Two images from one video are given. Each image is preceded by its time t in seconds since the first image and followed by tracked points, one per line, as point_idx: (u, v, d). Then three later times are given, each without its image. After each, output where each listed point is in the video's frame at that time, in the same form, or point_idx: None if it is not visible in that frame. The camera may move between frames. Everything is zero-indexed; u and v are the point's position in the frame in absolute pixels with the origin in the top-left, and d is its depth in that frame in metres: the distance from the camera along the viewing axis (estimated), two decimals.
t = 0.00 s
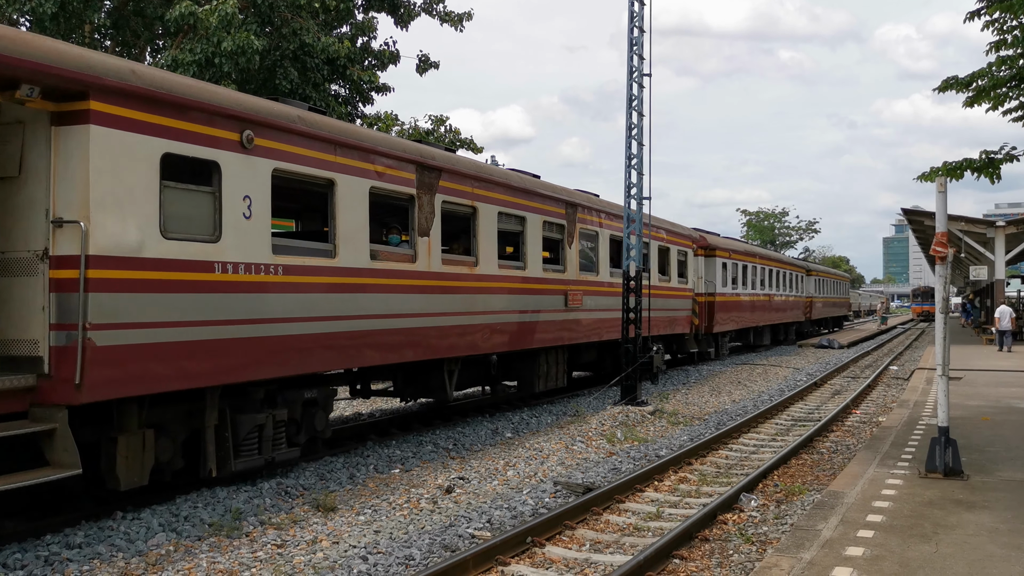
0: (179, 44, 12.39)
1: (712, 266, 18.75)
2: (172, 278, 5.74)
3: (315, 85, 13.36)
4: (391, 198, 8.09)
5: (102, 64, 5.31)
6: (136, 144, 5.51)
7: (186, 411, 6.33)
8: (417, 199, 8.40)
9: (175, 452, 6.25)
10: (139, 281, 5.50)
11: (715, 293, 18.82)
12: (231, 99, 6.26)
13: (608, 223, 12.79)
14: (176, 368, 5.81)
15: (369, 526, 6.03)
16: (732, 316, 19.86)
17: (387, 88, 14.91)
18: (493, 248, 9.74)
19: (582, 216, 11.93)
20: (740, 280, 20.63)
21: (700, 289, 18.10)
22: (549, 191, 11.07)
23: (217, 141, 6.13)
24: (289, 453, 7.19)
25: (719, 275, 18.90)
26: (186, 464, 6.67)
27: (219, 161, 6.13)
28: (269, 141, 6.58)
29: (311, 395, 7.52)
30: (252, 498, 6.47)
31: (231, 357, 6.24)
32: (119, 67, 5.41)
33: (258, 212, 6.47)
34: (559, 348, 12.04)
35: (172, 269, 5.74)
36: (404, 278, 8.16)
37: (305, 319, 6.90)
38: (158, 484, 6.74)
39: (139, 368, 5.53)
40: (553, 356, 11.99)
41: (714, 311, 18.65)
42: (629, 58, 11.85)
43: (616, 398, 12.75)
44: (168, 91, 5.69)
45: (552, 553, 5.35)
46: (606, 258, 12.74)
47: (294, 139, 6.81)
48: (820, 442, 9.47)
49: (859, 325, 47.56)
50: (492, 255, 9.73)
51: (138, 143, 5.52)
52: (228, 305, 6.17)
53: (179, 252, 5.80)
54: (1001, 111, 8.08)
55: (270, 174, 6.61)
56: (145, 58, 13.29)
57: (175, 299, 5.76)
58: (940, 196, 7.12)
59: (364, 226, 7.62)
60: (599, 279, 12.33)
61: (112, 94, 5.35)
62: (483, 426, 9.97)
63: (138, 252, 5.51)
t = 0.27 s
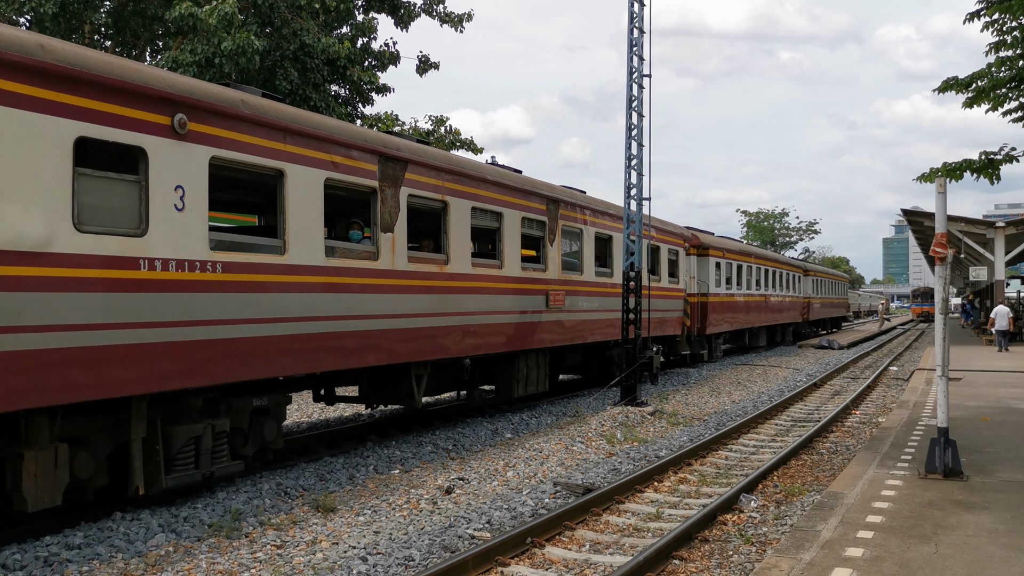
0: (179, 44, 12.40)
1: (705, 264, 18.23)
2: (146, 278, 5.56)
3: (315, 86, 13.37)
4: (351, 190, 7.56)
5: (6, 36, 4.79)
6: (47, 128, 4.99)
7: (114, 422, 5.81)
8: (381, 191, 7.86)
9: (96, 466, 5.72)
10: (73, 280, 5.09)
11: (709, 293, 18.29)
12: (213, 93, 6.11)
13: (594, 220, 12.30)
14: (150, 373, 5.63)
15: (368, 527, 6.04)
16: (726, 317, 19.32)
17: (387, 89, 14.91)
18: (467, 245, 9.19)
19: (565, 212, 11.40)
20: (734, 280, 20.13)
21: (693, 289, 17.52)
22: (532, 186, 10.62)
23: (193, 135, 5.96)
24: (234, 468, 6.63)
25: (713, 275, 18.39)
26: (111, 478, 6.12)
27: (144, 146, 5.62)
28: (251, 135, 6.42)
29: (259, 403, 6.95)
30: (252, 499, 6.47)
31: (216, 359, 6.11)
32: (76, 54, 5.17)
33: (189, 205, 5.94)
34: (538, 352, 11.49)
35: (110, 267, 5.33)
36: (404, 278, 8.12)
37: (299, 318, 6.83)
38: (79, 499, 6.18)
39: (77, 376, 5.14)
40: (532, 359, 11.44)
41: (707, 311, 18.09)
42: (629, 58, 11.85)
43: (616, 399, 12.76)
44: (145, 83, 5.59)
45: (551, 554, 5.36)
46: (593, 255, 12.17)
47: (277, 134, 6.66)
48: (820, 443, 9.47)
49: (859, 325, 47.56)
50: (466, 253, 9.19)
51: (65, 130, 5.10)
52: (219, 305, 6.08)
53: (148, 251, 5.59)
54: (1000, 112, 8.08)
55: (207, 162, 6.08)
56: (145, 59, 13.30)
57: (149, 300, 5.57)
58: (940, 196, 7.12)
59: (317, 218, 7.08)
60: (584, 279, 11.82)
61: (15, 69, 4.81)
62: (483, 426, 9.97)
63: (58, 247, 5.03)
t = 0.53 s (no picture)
0: (180, 45, 12.40)
1: (698, 264, 17.80)
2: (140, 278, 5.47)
3: (315, 87, 13.38)
4: (304, 181, 6.97)
5: None
6: None
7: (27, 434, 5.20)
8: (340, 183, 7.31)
9: (3, 484, 5.06)
10: (49, 278, 4.88)
11: (701, 294, 17.86)
12: (176, 81, 5.79)
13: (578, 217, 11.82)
14: (144, 374, 5.52)
15: (368, 527, 6.04)
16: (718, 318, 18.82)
17: (387, 89, 14.91)
18: (436, 242, 8.61)
19: (546, 208, 10.89)
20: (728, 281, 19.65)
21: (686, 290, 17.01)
22: (513, 181, 10.15)
23: (189, 133, 5.87)
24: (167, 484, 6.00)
25: (705, 275, 17.91)
26: (23, 497, 5.45)
27: (55, 127, 5.00)
28: (252, 135, 6.38)
29: (199, 411, 6.39)
30: (252, 499, 6.47)
31: (213, 360, 6.04)
32: (34, 41, 4.87)
33: (110, 196, 5.34)
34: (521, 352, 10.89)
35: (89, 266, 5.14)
36: (404, 277, 8.09)
37: (300, 318, 6.82)
38: None
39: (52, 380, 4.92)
40: (517, 362, 10.86)
41: (699, 312, 17.57)
42: (629, 59, 11.86)
43: (616, 399, 12.77)
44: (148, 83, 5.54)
45: (552, 554, 5.36)
46: (576, 252, 11.68)
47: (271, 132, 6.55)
48: (820, 444, 9.47)
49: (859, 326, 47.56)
50: (436, 251, 8.62)
51: (40, 123, 4.91)
52: (216, 305, 6.02)
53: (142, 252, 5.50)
54: (1000, 112, 8.08)
55: (133, 149, 5.51)
56: (145, 59, 13.30)
57: (144, 299, 5.48)
58: (939, 197, 7.12)
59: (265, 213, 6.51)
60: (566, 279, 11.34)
61: None
62: (483, 427, 9.97)
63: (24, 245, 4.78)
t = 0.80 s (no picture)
0: (180, 46, 12.40)
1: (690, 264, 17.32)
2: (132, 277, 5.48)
3: (315, 87, 13.38)
4: (247, 170, 6.47)
5: None
6: None
7: None
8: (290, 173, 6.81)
9: None
10: (37, 278, 4.89)
11: (694, 295, 17.39)
12: (93, 59, 5.29)
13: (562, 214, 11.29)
14: (136, 374, 5.53)
15: (369, 528, 6.04)
16: (710, 319, 18.38)
17: (387, 90, 14.91)
18: (401, 238, 8.09)
19: (526, 203, 10.34)
20: (721, 280, 19.19)
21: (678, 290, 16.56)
22: (490, 175, 9.62)
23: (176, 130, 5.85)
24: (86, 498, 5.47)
25: (697, 275, 17.47)
26: None
27: None
28: (219, 128, 6.17)
29: (127, 423, 5.88)
30: (252, 500, 6.47)
31: (207, 360, 6.04)
32: None
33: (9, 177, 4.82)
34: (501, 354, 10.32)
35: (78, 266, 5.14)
36: (401, 278, 8.09)
37: (298, 318, 6.83)
38: None
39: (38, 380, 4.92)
40: (495, 366, 10.31)
41: (690, 313, 17.14)
42: (628, 60, 11.86)
43: (617, 400, 12.76)
44: (144, 82, 5.58)
45: (552, 555, 5.36)
46: (558, 249, 11.13)
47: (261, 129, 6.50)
48: (820, 444, 9.48)
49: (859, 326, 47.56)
50: (401, 247, 8.09)
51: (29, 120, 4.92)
52: (209, 305, 6.02)
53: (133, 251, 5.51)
54: (1000, 112, 8.08)
55: (38, 131, 5.00)
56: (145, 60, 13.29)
57: (137, 299, 5.51)
58: (939, 197, 7.12)
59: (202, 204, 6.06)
60: (548, 278, 10.82)
61: None
62: (483, 427, 9.97)
63: (10, 244, 4.78)
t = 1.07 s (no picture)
0: (179, 46, 12.41)
1: (682, 263, 16.80)
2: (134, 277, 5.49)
3: (315, 88, 13.38)
4: (183, 158, 5.96)
5: None
6: None
7: None
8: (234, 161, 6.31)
9: None
10: (39, 277, 4.89)
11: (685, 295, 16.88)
12: None
13: (541, 209, 10.80)
14: (137, 374, 5.52)
15: (369, 528, 6.04)
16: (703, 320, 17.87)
17: (386, 91, 14.90)
18: (360, 235, 7.55)
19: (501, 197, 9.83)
20: (715, 280, 18.69)
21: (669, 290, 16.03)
22: (462, 167, 9.13)
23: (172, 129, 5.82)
24: None
25: (689, 274, 16.95)
26: None
27: None
28: (149, 112, 5.66)
29: (40, 437, 5.35)
30: (252, 501, 6.47)
31: (208, 360, 6.04)
32: None
33: None
34: (475, 358, 9.73)
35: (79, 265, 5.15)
36: (402, 278, 8.10)
37: (299, 318, 6.83)
38: None
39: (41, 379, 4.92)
40: (469, 370, 9.73)
41: (683, 314, 16.62)
42: (628, 60, 11.87)
43: (617, 400, 12.76)
44: (147, 82, 5.62)
45: (552, 555, 5.36)
46: (536, 247, 10.62)
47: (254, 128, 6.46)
48: (821, 444, 9.48)
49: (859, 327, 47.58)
50: (361, 243, 7.55)
51: (32, 120, 4.94)
52: (209, 305, 6.01)
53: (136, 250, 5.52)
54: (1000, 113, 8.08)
55: None
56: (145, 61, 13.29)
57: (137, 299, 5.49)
58: (939, 197, 7.12)
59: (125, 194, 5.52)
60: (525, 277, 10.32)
61: None
62: (484, 428, 9.96)
63: (11, 243, 4.78)
